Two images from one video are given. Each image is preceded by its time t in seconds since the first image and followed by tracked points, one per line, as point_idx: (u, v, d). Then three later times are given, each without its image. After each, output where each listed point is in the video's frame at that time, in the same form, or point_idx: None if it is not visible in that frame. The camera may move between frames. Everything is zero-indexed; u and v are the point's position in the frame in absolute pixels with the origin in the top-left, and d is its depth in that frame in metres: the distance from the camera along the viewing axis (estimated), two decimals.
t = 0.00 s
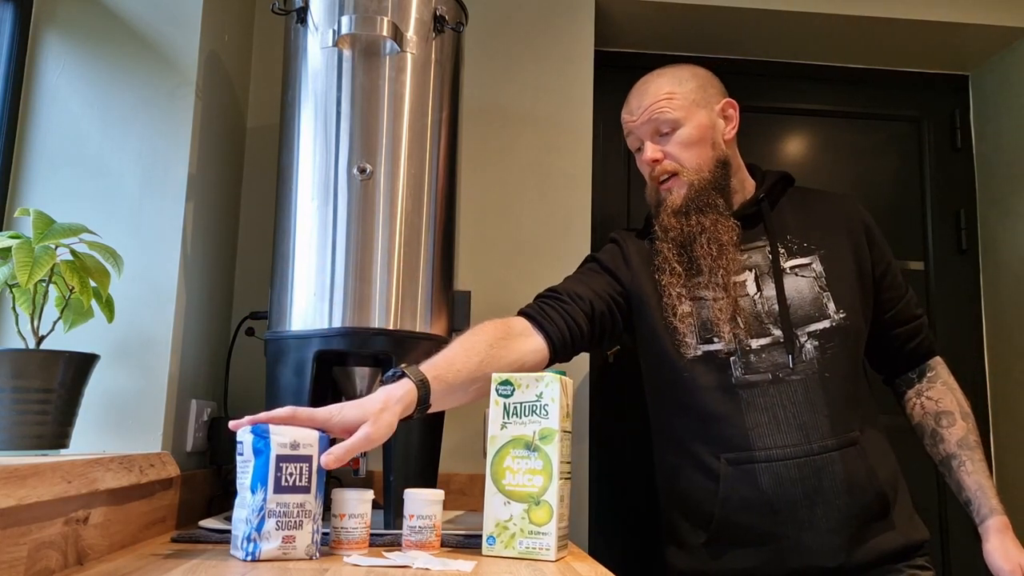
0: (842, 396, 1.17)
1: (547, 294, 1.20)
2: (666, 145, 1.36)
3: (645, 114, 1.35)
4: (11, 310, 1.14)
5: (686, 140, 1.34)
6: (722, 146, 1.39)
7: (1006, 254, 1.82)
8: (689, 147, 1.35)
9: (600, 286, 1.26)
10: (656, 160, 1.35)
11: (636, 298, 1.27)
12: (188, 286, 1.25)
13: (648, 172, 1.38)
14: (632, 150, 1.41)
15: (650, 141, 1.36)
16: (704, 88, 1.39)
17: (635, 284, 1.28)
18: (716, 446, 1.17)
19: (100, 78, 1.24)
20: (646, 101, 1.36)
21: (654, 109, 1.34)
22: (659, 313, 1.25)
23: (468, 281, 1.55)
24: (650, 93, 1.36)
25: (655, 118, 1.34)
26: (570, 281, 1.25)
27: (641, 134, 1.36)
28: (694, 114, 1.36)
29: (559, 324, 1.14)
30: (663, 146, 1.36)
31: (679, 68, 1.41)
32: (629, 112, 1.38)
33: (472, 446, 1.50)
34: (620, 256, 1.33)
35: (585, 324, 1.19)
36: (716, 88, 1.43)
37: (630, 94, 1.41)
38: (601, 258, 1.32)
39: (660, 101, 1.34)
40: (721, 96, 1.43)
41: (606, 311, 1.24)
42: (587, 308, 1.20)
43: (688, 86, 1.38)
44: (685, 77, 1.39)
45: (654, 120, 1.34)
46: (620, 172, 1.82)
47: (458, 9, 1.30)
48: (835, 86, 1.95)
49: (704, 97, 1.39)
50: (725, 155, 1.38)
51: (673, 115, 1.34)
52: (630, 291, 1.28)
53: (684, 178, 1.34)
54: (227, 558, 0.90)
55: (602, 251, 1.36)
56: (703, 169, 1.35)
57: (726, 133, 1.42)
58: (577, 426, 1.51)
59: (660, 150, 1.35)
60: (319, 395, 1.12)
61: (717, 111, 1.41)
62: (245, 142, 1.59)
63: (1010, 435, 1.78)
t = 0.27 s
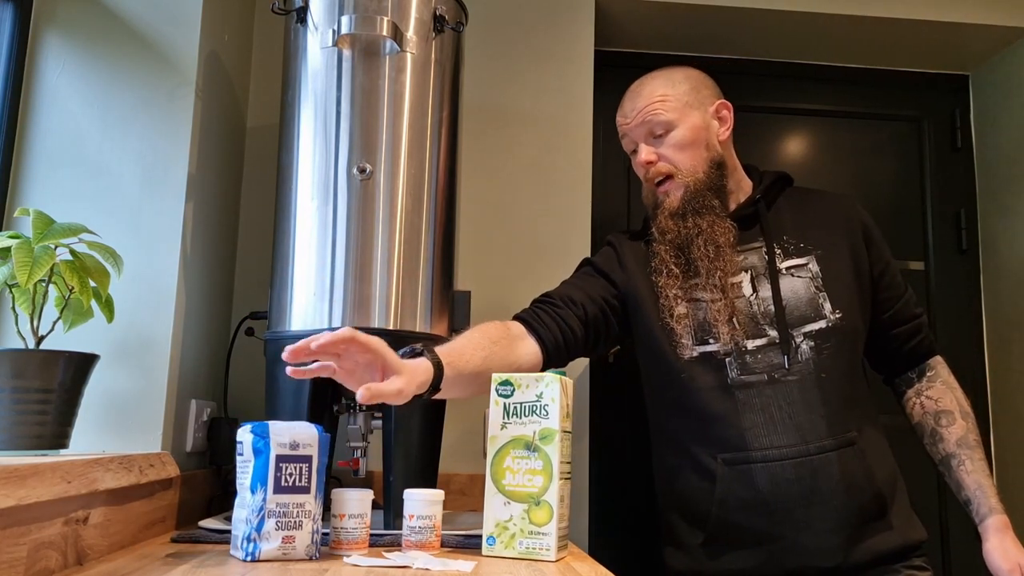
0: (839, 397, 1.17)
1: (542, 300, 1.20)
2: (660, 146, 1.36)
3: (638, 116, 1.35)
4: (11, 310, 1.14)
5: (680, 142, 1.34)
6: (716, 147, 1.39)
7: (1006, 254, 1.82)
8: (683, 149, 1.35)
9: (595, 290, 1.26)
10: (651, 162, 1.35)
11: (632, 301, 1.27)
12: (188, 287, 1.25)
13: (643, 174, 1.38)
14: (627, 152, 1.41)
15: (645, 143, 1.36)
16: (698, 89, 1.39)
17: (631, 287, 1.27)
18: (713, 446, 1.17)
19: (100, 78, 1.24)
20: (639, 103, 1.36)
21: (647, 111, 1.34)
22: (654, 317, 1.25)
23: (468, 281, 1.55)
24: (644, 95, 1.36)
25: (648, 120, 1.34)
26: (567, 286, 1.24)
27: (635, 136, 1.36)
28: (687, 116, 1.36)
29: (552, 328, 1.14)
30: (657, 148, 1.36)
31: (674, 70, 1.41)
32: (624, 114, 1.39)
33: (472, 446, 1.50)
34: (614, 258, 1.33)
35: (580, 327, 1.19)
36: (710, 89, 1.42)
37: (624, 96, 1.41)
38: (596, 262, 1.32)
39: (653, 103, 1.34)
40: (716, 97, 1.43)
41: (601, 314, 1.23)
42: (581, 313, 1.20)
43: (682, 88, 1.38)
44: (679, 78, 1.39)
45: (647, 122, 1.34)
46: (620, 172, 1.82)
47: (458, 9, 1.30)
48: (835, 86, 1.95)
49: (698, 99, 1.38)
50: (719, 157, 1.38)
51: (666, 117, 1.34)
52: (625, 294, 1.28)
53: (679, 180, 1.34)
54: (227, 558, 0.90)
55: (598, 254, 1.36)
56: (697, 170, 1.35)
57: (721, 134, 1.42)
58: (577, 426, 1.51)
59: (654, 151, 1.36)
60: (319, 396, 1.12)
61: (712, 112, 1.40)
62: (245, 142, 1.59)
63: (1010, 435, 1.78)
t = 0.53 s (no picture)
0: (835, 396, 1.17)
1: (542, 302, 1.20)
2: (653, 149, 1.36)
3: (631, 120, 1.36)
4: (11, 310, 1.14)
5: (673, 144, 1.35)
6: (710, 148, 1.39)
7: (1006, 254, 1.82)
8: (676, 151, 1.35)
9: (593, 291, 1.27)
10: (644, 165, 1.36)
11: (629, 302, 1.28)
12: (188, 287, 1.25)
13: (637, 177, 1.39)
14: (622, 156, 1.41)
15: (639, 146, 1.37)
16: (690, 91, 1.39)
17: (628, 287, 1.28)
18: (708, 446, 1.17)
19: (100, 78, 1.24)
20: (632, 107, 1.37)
21: (639, 115, 1.35)
22: (651, 317, 1.25)
23: (468, 281, 1.55)
24: (636, 99, 1.37)
25: (641, 124, 1.35)
26: (565, 288, 1.25)
27: (629, 140, 1.37)
28: (680, 118, 1.36)
29: (553, 329, 1.15)
30: (650, 151, 1.36)
31: (666, 72, 1.41)
32: (617, 119, 1.39)
33: (472, 446, 1.50)
34: (611, 259, 1.34)
35: (578, 329, 1.19)
36: (703, 90, 1.42)
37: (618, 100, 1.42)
38: (593, 263, 1.33)
39: (645, 107, 1.35)
40: (709, 99, 1.42)
41: (598, 316, 1.24)
42: (580, 315, 1.21)
43: (674, 91, 1.38)
44: (671, 81, 1.39)
45: (640, 126, 1.35)
46: (620, 172, 1.82)
47: (458, 9, 1.30)
48: (835, 87, 1.95)
49: (690, 101, 1.38)
50: (713, 158, 1.38)
51: (659, 120, 1.35)
52: (623, 295, 1.28)
53: (673, 182, 1.35)
54: (227, 558, 0.90)
55: (595, 256, 1.37)
56: (691, 172, 1.35)
57: (715, 135, 1.41)
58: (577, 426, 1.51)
59: (648, 154, 1.36)
60: (319, 396, 1.12)
61: (705, 114, 1.40)
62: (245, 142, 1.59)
63: (1010, 434, 1.78)
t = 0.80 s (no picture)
0: (832, 396, 1.17)
1: (541, 306, 1.19)
2: (652, 149, 1.36)
3: (630, 120, 1.36)
4: (12, 310, 1.14)
5: (671, 144, 1.35)
6: (707, 148, 1.39)
7: (1005, 254, 1.83)
8: (673, 151, 1.35)
9: (592, 294, 1.26)
10: (642, 165, 1.36)
11: (628, 304, 1.27)
12: (189, 287, 1.26)
13: (635, 177, 1.39)
14: (620, 156, 1.41)
15: (637, 146, 1.36)
16: (689, 92, 1.40)
17: (627, 289, 1.28)
18: (707, 446, 1.17)
19: (101, 78, 1.24)
20: (630, 107, 1.37)
21: (638, 115, 1.35)
22: (649, 319, 1.25)
23: (468, 282, 1.55)
24: (634, 99, 1.37)
25: (639, 123, 1.35)
26: (565, 292, 1.24)
27: (627, 140, 1.37)
28: (678, 119, 1.36)
29: (554, 333, 1.14)
30: (649, 151, 1.36)
31: (664, 73, 1.42)
32: (615, 119, 1.39)
33: (472, 446, 1.50)
34: (609, 261, 1.33)
35: (579, 333, 1.18)
36: (700, 91, 1.43)
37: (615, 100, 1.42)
38: (591, 266, 1.32)
39: (644, 107, 1.35)
40: (706, 100, 1.43)
41: (598, 319, 1.24)
42: (581, 319, 1.20)
43: (672, 91, 1.38)
44: (669, 82, 1.39)
45: (638, 126, 1.35)
46: (620, 172, 1.82)
47: (458, 9, 1.31)
48: (835, 87, 1.95)
49: (688, 102, 1.39)
50: (711, 158, 1.39)
51: (657, 119, 1.35)
52: (622, 297, 1.28)
53: (671, 181, 1.35)
54: (227, 557, 0.90)
55: (593, 258, 1.36)
56: (688, 171, 1.36)
57: (712, 136, 1.42)
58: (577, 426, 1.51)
59: (646, 154, 1.36)
60: (319, 396, 1.12)
61: (702, 114, 1.41)
62: (246, 142, 1.59)
63: (1009, 435, 1.78)
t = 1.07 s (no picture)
0: (831, 396, 1.17)
1: (547, 307, 1.17)
2: (662, 142, 1.35)
3: (642, 111, 1.35)
4: (12, 310, 1.15)
5: (682, 138, 1.35)
6: (714, 146, 1.40)
7: (1005, 253, 1.83)
8: (684, 146, 1.35)
9: (597, 296, 1.25)
10: (653, 157, 1.34)
11: (633, 306, 1.27)
12: (189, 287, 1.26)
13: (643, 170, 1.37)
14: (626, 148, 1.40)
15: (647, 138, 1.35)
16: (697, 89, 1.40)
17: (631, 290, 1.28)
18: (707, 447, 1.17)
19: (101, 78, 1.24)
20: (642, 99, 1.36)
21: (650, 107, 1.34)
22: (652, 321, 1.25)
23: (468, 282, 1.55)
24: (647, 91, 1.36)
25: (652, 115, 1.34)
26: (569, 292, 1.23)
27: (637, 132, 1.36)
28: (689, 114, 1.36)
29: (561, 336, 1.13)
30: (660, 143, 1.35)
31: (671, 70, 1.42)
32: (624, 110, 1.38)
33: (472, 446, 1.50)
34: (613, 262, 1.33)
35: (585, 336, 1.17)
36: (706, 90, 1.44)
37: (623, 92, 1.40)
38: (594, 266, 1.32)
39: (657, 99, 1.35)
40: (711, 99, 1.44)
41: (604, 324, 1.23)
42: (587, 323, 1.18)
43: (683, 87, 1.38)
44: (679, 77, 1.39)
45: (651, 117, 1.34)
46: (620, 172, 1.82)
47: (458, 9, 1.31)
48: (835, 87, 1.95)
49: (697, 98, 1.39)
50: (717, 156, 1.39)
51: (670, 112, 1.34)
52: (626, 298, 1.28)
53: (681, 175, 1.34)
54: (227, 558, 0.90)
55: (594, 259, 1.36)
56: (699, 166, 1.35)
57: (716, 134, 1.43)
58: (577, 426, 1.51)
59: (657, 147, 1.35)
60: (319, 396, 1.12)
61: (709, 112, 1.42)
62: (246, 142, 1.59)
63: (1009, 434, 1.78)
